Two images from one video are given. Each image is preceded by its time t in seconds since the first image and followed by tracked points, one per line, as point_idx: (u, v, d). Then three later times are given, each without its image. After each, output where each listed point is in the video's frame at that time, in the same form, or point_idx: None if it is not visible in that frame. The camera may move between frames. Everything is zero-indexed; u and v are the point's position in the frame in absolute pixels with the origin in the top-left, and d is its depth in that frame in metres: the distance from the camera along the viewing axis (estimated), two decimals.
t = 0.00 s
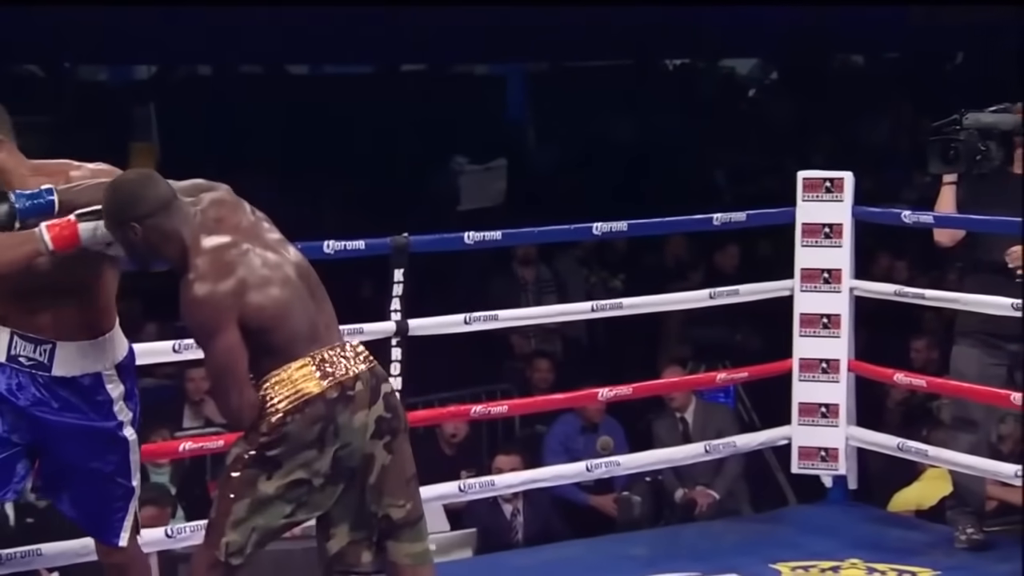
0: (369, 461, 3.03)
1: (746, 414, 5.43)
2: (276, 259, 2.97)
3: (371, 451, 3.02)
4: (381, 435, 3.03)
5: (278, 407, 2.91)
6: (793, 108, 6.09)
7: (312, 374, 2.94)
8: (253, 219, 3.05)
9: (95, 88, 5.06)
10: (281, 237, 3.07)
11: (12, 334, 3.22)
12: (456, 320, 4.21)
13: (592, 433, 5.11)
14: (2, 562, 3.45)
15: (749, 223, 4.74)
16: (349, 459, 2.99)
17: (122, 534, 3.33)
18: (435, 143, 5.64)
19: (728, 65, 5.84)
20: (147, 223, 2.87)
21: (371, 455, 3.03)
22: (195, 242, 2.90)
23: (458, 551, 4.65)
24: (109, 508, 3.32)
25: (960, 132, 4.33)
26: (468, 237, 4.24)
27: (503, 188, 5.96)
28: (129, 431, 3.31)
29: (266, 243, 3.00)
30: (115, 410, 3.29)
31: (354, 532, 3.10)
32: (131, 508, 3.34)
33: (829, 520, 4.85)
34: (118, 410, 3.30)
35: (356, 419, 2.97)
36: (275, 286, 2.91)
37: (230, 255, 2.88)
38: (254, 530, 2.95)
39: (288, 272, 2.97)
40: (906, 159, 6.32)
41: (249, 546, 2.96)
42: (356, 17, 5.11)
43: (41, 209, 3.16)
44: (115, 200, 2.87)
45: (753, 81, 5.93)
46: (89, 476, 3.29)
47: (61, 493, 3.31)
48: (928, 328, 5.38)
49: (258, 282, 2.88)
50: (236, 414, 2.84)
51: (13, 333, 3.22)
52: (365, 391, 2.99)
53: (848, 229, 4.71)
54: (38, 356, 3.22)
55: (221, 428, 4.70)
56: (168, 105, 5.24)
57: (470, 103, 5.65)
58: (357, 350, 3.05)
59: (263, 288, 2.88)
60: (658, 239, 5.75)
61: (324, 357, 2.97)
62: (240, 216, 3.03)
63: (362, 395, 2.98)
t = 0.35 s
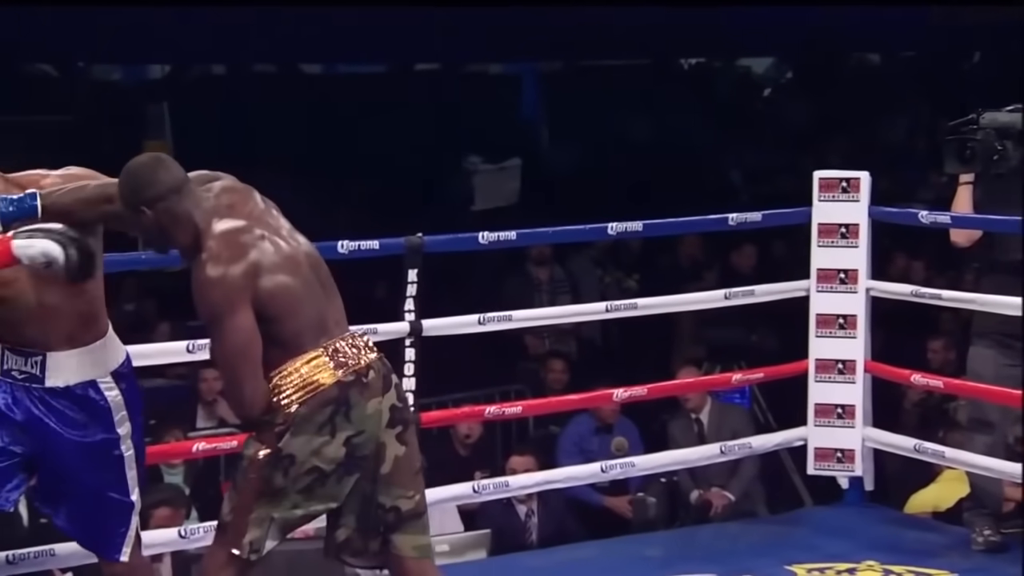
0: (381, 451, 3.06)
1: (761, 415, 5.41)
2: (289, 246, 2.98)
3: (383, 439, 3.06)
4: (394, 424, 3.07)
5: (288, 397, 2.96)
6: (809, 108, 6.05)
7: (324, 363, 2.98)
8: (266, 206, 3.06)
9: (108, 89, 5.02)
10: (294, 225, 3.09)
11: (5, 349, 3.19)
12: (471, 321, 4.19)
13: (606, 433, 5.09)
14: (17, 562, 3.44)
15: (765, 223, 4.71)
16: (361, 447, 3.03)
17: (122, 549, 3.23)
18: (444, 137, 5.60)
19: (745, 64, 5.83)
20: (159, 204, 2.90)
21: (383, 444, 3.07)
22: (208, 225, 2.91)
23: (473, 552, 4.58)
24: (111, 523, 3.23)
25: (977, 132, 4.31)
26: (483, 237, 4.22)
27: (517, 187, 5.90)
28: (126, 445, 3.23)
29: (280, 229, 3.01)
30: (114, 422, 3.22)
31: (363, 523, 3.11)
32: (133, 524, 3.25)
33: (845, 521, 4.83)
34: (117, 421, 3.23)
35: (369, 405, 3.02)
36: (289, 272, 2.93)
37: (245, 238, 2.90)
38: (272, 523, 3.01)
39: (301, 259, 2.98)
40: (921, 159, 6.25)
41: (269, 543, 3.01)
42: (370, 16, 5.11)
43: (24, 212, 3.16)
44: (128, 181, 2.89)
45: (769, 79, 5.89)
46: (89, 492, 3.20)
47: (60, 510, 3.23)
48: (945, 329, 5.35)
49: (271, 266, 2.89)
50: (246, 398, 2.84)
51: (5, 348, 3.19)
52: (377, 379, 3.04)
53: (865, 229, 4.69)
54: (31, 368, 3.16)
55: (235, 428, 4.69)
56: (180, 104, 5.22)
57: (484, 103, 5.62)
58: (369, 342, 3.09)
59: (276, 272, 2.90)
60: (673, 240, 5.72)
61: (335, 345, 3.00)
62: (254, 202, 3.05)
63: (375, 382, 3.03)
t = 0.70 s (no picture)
0: (390, 450, 3.03)
1: (779, 416, 5.38)
2: (304, 235, 2.94)
3: (392, 438, 3.03)
4: (403, 423, 3.05)
5: (297, 393, 2.92)
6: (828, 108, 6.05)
7: (333, 359, 2.94)
8: (283, 194, 3.03)
9: (124, 87, 5.12)
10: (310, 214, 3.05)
11: None
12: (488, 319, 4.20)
13: (624, 434, 5.07)
14: (33, 561, 3.43)
15: (784, 222, 4.67)
16: (369, 446, 3.00)
17: (124, 554, 3.20)
18: (460, 138, 5.63)
19: (763, 63, 5.87)
20: (179, 182, 2.86)
21: (393, 443, 3.03)
22: (225, 208, 2.87)
23: (490, 552, 4.57)
24: (111, 529, 3.19)
25: (998, 130, 4.27)
26: (500, 237, 4.21)
27: (534, 187, 5.94)
28: (121, 449, 3.19)
29: (296, 218, 2.97)
30: (108, 425, 3.18)
31: (370, 520, 3.07)
32: (132, 528, 3.22)
33: (865, 522, 4.80)
34: (112, 426, 3.19)
35: (378, 405, 2.99)
36: (302, 262, 2.89)
37: (261, 225, 2.86)
38: (281, 520, 2.98)
39: (315, 249, 2.95)
40: (941, 158, 6.29)
41: (279, 541, 2.98)
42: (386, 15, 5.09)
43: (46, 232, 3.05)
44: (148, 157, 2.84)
45: (792, 78, 5.94)
46: (87, 499, 3.17)
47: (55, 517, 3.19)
48: (966, 329, 5.31)
49: (285, 255, 2.86)
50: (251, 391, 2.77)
51: None
52: (386, 378, 3.02)
53: (884, 229, 4.66)
54: (18, 376, 3.11)
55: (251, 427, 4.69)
56: (196, 103, 5.25)
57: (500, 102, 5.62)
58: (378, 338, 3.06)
59: (289, 261, 2.86)
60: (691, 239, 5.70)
61: (344, 341, 2.97)
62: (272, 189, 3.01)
63: (383, 382, 3.01)
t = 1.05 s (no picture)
0: (399, 447, 3.04)
1: (807, 417, 5.36)
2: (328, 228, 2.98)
3: (399, 435, 3.04)
4: (410, 420, 3.05)
5: (304, 387, 2.94)
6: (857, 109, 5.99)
7: (340, 353, 2.96)
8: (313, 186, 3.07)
9: (152, 87, 5.11)
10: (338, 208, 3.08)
11: None
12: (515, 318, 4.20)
13: (649, 435, 5.04)
14: (59, 562, 3.43)
15: (813, 222, 4.64)
16: (378, 443, 3.01)
17: (127, 556, 3.13)
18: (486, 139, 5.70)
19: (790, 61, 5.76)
20: (211, 161, 2.91)
21: (402, 440, 3.04)
22: (254, 193, 2.91)
23: (516, 553, 4.57)
24: (111, 534, 3.13)
25: None
26: (526, 237, 4.18)
27: (561, 187, 5.90)
28: (117, 451, 3.13)
29: (323, 209, 3.01)
30: (100, 428, 3.12)
31: (380, 518, 3.08)
32: (132, 530, 3.16)
33: (894, 525, 4.76)
34: (105, 429, 3.12)
35: (386, 401, 3.01)
36: (323, 254, 2.92)
37: (286, 213, 2.91)
38: (293, 516, 2.97)
39: (338, 242, 2.98)
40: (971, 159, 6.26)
41: (291, 539, 2.97)
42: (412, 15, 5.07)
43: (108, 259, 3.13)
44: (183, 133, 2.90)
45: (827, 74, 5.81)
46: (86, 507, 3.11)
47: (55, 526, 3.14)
48: (996, 330, 5.27)
49: (307, 245, 2.90)
50: (262, 376, 2.78)
51: None
52: (395, 374, 3.04)
53: (914, 229, 4.62)
54: (10, 389, 3.06)
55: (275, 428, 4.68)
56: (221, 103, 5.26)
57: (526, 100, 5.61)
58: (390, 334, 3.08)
59: (310, 253, 2.90)
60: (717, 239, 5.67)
61: (356, 337, 2.99)
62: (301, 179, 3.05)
63: (392, 378, 3.03)
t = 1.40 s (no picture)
0: (414, 445, 3.05)
1: (837, 418, 5.32)
2: (352, 220, 3.01)
3: (413, 433, 3.04)
4: (423, 418, 3.06)
5: (318, 383, 2.95)
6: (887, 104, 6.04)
7: (357, 349, 2.96)
8: (344, 181, 3.11)
9: (181, 87, 5.17)
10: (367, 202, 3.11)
11: None
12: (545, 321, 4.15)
13: (678, 436, 5.02)
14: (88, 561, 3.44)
15: (844, 223, 4.60)
16: (392, 442, 3.02)
17: (137, 546, 3.14)
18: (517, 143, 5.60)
19: (821, 60, 5.78)
20: (245, 144, 3.01)
21: (416, 438, 3.05)
22: (282, 180, 3.00)
23: (545, 555, 4.56)
24: (118, 531, 3.12)
25: None
26: (554, 237, 4.16)
27: (590, 187, 5.84)
28: (114, 449, 3.13)
29: (351, 202, 3.04)
30: (94, 431, 3.11)
31: (397, 519, 3.06)
32: (138, 523, 3.15)
33: (925, 527, 4.74)
34: (100, 430, 3.12)
35: (400, 400, 3.02)
36: (344, 244, 2.95)
37: (309, 203, 2.95)
38: (309, 518, 2.99)
39: (361, 235, 3.00)
40: (1003, 163, 6.11)
41: (308, 540, 3.00)
42: (438, 15, 5.07)
43: (191, 280, 3.07)
44: (217, 117, 3.00)
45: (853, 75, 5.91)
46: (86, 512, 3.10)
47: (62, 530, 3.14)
48: None
49: (328, 234, 2.93)
50: (280, 361, 2.78)
51: None
52: (410, 373, 3.04)
53: (945, 229, 4.59)
54: (5, 406, 3.05)
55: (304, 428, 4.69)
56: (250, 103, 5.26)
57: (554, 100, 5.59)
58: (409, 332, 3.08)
59: (331, 243, 2.92)
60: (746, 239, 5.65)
61: (374, 334, 2.99)
62: (332, 173, 3.10)
63: (407, 376, 3.03)
